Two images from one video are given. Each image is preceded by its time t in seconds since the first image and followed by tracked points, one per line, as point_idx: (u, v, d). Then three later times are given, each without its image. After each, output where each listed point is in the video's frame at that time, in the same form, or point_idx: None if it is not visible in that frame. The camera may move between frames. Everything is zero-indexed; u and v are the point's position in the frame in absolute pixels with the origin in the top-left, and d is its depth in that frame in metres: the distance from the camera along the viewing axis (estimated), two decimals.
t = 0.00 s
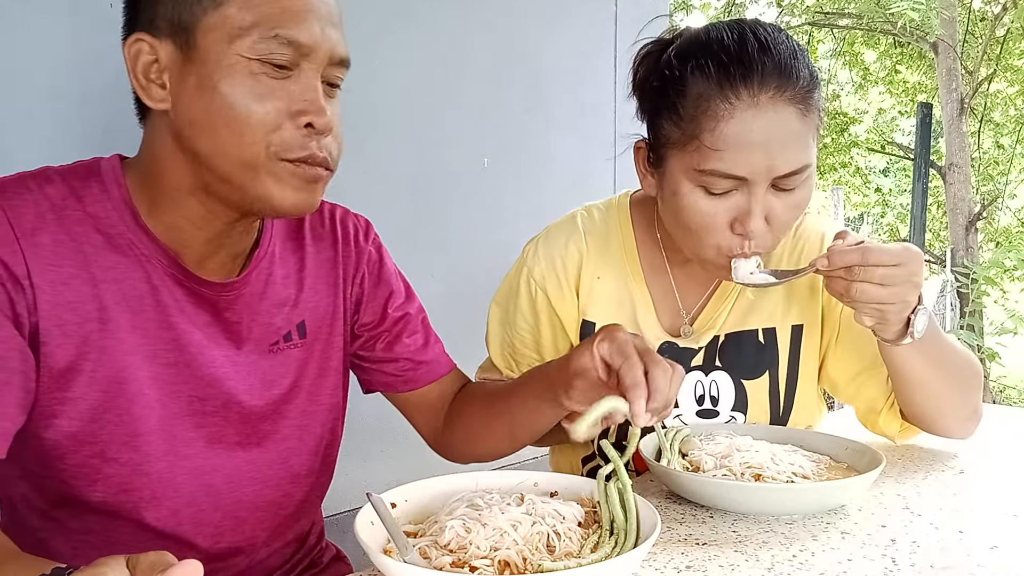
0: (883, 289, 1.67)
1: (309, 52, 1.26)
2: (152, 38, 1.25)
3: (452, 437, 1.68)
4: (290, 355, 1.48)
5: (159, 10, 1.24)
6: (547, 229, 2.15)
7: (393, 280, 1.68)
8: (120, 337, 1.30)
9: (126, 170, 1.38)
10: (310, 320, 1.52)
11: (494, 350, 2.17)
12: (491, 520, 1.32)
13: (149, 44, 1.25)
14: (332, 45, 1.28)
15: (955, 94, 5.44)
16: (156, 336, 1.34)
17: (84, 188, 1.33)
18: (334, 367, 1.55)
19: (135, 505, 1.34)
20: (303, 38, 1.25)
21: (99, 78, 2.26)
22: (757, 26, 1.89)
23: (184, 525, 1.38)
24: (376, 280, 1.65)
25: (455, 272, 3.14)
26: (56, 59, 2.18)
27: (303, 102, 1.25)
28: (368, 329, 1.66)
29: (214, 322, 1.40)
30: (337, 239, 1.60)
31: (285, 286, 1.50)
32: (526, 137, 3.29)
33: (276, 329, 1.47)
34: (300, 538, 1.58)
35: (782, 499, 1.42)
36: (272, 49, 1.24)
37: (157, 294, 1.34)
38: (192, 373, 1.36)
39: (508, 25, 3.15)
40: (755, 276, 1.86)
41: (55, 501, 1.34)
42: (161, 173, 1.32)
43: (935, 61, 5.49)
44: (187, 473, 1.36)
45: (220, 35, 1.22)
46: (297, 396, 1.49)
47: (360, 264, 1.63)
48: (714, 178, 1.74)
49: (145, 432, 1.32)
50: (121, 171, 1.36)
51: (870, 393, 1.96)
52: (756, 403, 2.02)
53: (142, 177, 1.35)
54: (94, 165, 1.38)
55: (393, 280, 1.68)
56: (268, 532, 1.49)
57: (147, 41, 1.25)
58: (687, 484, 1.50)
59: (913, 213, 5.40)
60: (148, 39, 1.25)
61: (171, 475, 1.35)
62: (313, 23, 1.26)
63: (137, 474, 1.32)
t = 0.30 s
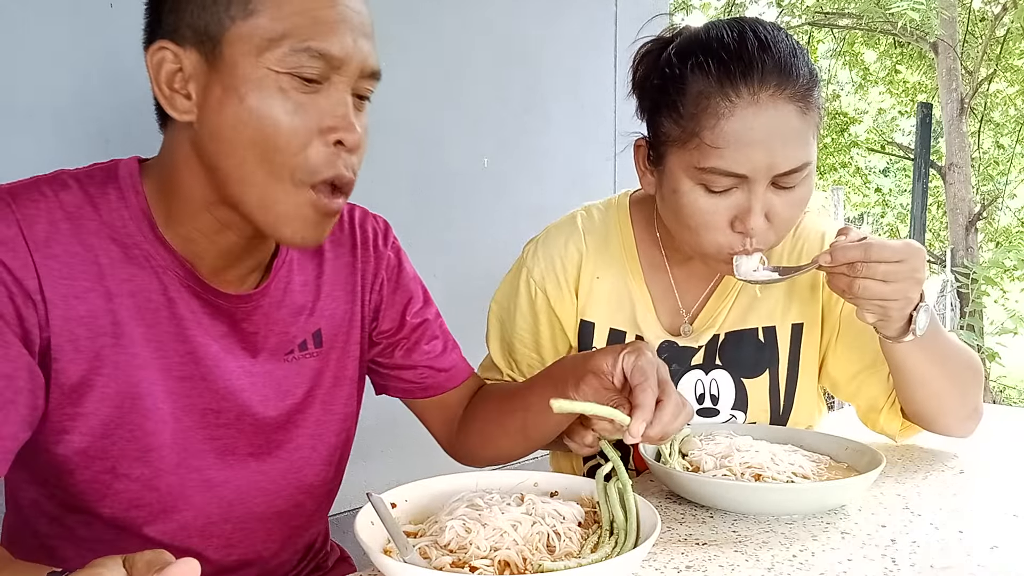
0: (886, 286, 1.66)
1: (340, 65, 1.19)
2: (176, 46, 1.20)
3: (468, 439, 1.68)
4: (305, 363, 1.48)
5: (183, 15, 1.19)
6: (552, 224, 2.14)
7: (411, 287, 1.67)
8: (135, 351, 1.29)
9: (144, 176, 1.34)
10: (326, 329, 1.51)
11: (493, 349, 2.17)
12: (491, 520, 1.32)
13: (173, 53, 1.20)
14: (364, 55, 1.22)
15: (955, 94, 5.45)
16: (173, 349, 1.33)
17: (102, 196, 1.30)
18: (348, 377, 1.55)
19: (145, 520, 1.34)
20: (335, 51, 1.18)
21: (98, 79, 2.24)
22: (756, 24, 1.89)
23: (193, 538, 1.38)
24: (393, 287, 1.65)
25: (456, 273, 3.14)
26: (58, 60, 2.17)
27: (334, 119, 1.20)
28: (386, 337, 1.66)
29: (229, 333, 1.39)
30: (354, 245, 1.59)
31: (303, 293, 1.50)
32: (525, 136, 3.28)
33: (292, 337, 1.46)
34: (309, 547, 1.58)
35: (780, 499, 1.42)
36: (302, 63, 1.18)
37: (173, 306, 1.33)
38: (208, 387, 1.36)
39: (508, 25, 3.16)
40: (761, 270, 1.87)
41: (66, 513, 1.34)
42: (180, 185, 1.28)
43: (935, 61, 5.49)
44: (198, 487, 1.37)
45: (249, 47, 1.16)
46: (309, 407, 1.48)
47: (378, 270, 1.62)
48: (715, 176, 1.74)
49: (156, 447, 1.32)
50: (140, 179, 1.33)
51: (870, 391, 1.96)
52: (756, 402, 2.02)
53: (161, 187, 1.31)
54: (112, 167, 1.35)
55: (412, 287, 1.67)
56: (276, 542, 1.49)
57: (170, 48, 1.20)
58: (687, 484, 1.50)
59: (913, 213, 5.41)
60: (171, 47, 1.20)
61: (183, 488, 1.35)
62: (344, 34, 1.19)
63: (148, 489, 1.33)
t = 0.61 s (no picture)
0: (886, 287, 1.66)
1: (391, 95, 1.16)
2: (213, 69, 1.16)
3: (476, 449, 1.73)
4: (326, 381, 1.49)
5: (222, 37, 1.16)
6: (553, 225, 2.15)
7: (434, 297, 1.70)
8: (149, 382, 1.30)
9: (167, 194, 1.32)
10: (348, 346, 1.53)
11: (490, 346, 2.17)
12: (491, 521, 1.32)
13: (209, 76, 1.16)
14: (414, 82, 1.17)
15: (955, 94, 5.45)
16: (192, 377, 1.34)
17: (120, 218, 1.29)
18: (367, 395, 1.56)
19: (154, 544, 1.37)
20: (386, 78, 1.14)
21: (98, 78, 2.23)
22: (757, 25, 1.89)
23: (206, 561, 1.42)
24: (416, 299, 1.66)
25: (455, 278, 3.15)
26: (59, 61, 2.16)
27: (381, 149, 1.17)
28: (407, 347, 1.68)
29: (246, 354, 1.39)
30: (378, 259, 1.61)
31: (325, 310, 1.50)
32: (525, 137, 3.28)
33: (312, 356, 1.47)
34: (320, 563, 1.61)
35: (780, 499, 1.42)
36: (353, 91, 1.14)
37: (194, 334, 1.33)
38: (229, 415, 1.37)
39: (509, 25, 3.16)
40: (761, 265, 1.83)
41: (80, 538, 1.37)
42: (209, 208, 1.27)
43: (935, 62, 5.49)
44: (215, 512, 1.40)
45: (294, 74, 1.13)
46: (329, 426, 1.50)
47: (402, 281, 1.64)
48: (716, 176, 1.74)
49: (169, 476, 1.34)
50: (167, 201, 1.31)
51: (870, 392, 1.96)
52: (756, 402, 2.02)
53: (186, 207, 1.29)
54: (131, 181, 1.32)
55: (435, 297, 1.70)
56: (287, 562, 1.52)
57: (205, 71, 1.16)
58: (687, 484, 1.50)
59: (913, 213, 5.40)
60: (208, 70, 1.16)
61: (197, 514, 1.39)
62: (393, 61, 1.15)
63: (159, 516, 1.36)
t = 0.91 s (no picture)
0: (889, 282, 1.66)
1: (438, 92, 1.18)
2: (252, 92, 1.14)
3: (488, 456, 1.81)
4: (349, 398, 1.57)
5: (257, 57, 1.12)
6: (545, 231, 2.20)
7: (457, 310, 1.78)
8: (172, 409, 1.36)
9: (194, 220, 1.36)
10: (372, 361, 1.61)
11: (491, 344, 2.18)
12: (491, 520, 1.32)
13: (250, 100, 1.14)
14: (457, 81, 1.20)
15: (955, 94, 5.43)
16: (219, 404, 1.40)
17: (143, 241, 1.33)
18: (389, 408, 1.64)
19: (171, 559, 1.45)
20: (436, 76, 1.17)
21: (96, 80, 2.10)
22: (756, 22, 1.90)
23: None
24: (439, 313, 1.75)
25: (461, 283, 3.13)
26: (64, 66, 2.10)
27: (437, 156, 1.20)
28: (428, 358, 1.77)
29: (261, 371, 1.43)
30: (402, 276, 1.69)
31: (345, 326, 1.57)
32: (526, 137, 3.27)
33: (337, 373, 1.54)
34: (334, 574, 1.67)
35: (781, 499, 1.42)
36: (405, 95, 1.15)
37: (220, 358, 1.39)
38: (255, 441, 1.44)
39: (511, 25, 3.14)
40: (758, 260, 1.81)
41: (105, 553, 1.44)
42: (246, 231, 1.30)
43: (935, 62, 5.49)
44: (238, 532, 1.49)
45: (344, 83, 1.13)
46: (349, 441, 1.58)
47: (426, 296, 1.72)
48: (717, 171, 1.74)
49: (192, 503, 1.41)
50: (192, 225, 1.35)
51: (869, 391, 1.96)
52: (756, 402, 2.02)
53: (217, 231, 1.34)
54: (152, 204, 1.37)
55: (457, 309, 1.78)
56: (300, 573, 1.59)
57: (245, 96, 1.14)
58: (688, 484, 1.50)
59: (912, 213, 5.34)
60: (248, 94, 1.14)
61: (218, 534, 1.47)
62: (435, 56, 1.16)
63: (179, 538, 1.44)
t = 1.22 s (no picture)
0: (889, 272, 1.66)
1: (469, 129, 1.25)
2: (289, 116, 1.21)
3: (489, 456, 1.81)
4: (355, 399, 1.57)
5: (298, 83, 1.20)
6: (535, 224, 2.28)
7: (459, 311, 1.79)
8: (178, 408, 1.37)
9: (202, 224, 1.38)
10: (376, 360, 1.61)
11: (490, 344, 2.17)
12: (491, 521, 1.32)
13: (285, 123, 1.22)
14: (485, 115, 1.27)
15: (955, 94, 5.46)
16: (225, 405, 1.41)
17: (150, 242, 1.35)
18: (393, 409, 1.64)
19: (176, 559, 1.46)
20: (470, 114, 1.23)
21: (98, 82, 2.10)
22: (747, 16, 1.92)
23: None
24: (441, 313, 1.76)
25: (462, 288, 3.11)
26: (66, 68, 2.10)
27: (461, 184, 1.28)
28: (427, 357, 1.77)
29: (267, 371, 1.44)
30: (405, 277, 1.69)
31: (350, 326, 1.58)
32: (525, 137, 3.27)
33: (344, 373, 1.55)
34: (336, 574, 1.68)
35: (781, 499, 1.42)
36: (442, 132, 1.22)
37: (227, 357, 1.40)
38: (261, 442, 1.44)
39: (512, 25, 3.14)
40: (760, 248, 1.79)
41: (112, 551, 1.45)
42: (262, 239, 1.34)
43: (935, 62, 5.50)
44: (246, 533, 1.50)
45: (385, 113, 1.20)
46: (354, 442, 1.59)
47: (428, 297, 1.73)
48: (715, 158, 1.75)
49: (198, 504, 1.42)
50: (201, 223, 1.38)
51: (869, 387, 1.96)
52: (754, 402, 2.01)
53: (227, 232, 1.37)
54: (161, 206, 1.39)
55: (460, 310, 1.80)
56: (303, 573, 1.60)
57: (282, 120, 1.22)
58: (688, 484, 1.50)
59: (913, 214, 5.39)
60: (284, 117, 1.21)
61: (224, 535, 1.48)
62: (469, 97, 1.23)
63: (184, 538, 1.45)
